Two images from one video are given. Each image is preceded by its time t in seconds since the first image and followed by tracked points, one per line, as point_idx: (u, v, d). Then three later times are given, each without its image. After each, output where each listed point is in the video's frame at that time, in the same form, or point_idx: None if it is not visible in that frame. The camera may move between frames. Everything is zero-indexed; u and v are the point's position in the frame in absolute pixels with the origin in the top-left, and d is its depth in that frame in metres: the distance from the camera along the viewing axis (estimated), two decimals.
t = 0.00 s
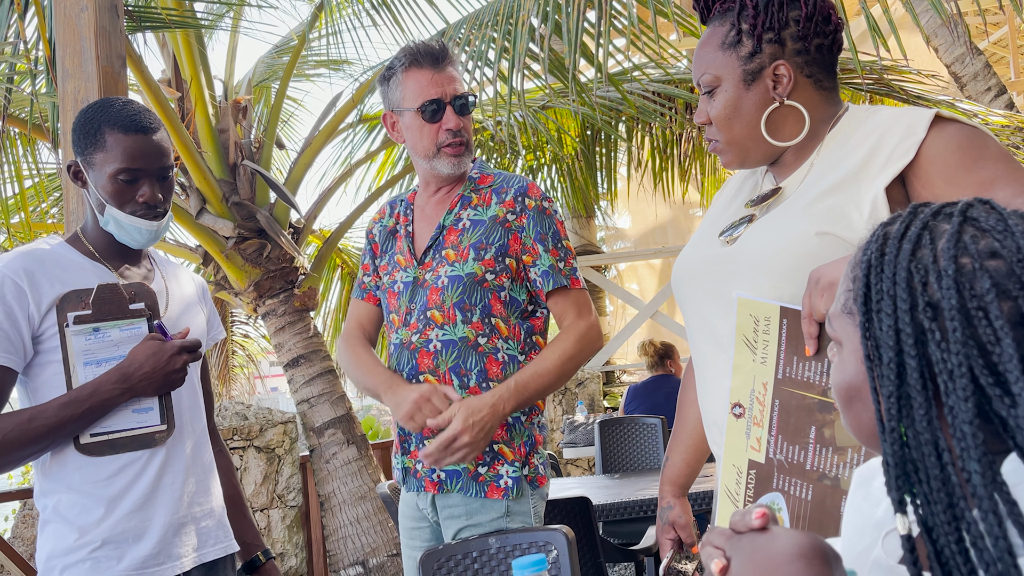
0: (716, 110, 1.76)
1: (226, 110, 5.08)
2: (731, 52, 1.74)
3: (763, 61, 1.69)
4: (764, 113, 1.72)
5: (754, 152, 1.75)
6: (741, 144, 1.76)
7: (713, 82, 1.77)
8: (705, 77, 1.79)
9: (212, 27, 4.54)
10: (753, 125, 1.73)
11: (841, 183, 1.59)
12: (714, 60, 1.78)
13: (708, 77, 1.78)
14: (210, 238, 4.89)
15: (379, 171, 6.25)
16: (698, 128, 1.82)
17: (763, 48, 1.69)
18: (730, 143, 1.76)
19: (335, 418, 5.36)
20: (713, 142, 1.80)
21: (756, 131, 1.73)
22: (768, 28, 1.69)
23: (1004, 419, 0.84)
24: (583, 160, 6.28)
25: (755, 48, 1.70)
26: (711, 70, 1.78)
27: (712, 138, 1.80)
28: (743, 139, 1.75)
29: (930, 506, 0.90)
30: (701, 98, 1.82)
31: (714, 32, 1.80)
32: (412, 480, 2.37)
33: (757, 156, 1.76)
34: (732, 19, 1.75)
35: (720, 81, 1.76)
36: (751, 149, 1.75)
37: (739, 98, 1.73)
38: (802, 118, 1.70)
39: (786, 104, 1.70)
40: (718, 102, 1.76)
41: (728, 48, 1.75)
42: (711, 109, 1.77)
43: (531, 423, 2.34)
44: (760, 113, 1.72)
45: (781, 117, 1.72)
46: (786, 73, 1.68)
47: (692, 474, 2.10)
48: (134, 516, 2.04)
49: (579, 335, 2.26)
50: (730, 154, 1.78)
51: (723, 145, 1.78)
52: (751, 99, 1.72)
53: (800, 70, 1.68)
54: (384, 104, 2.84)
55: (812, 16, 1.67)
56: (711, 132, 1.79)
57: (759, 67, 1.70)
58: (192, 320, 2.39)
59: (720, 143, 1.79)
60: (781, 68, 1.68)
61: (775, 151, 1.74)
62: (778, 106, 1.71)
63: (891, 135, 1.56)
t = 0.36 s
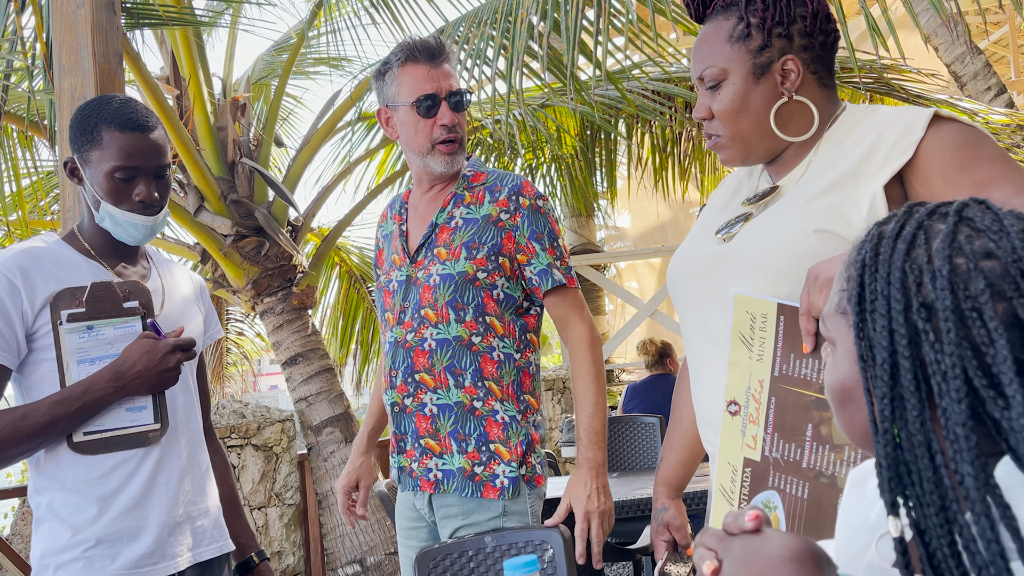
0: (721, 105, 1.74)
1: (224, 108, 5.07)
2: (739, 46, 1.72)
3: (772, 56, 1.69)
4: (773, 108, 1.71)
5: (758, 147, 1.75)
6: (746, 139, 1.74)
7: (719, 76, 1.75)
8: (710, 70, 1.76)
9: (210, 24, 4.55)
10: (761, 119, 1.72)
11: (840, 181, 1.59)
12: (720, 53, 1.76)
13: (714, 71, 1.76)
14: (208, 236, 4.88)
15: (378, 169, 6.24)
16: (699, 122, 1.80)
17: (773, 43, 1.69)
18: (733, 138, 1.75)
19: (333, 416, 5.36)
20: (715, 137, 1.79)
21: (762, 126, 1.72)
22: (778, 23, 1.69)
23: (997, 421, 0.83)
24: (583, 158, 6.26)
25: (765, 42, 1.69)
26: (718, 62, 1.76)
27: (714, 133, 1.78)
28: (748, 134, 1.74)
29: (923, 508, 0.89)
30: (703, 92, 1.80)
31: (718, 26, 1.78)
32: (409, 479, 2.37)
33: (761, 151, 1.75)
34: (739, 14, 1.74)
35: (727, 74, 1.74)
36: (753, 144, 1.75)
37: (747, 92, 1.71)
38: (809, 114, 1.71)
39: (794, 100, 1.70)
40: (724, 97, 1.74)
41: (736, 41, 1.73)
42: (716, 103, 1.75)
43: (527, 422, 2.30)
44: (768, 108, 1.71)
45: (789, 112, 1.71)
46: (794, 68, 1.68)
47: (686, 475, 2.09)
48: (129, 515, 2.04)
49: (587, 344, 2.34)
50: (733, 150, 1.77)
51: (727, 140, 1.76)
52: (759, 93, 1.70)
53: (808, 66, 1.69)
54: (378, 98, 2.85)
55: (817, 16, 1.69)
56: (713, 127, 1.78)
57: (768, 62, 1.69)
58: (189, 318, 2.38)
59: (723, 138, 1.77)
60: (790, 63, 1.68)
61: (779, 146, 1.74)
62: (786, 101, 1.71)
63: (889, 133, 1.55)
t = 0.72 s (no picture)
0: (750, 99, 1.75)
1: (227, 109, 5.08)
2: (770, 40, 1.74)
3: (802, 52, 1.72)
4: (801, 105, 1.74)
5: (782, 143, 1.76)
6: (770, 134, 1.76)
7: (748, 69, 1.76)
8: (739, 63, 1.77)
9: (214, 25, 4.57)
10: (788, 115, 1.74)
11: (852, 184, 1.61)
12: (749, 46, 1.77)
13: (743, 64, 1.77)
14: (209, 237, 4.89)
15: (379, 172, 6.26)
16: (722, 116, 1.80)
17: (803, 39, 1.72)
18: (759, 132, 1.76)
19: (333, 418, 5.36)
20: (738, 131, 1.79)
21: (787, 121, 1.75)
22: (808, 21, 1.72)
23: (1000, 428, 0.84)
24: (583, 163, 6.27)
25: (796, 38, 1.72)
26: (747, 55, 1.76)
27: (739, 127, 1.79)
28: (773, 129, 1.75)
29: (926, 513, 0.90)
30: (727, 85, 1.80)
31: (744, 21, 1.80)
32: (405, 482, 2.38)
33: (782, 148, 1.77)
34: (769, 10, 1.75)
35: (756, 67, 1.75)
36: (778, 139, 1.76)
37: (778, 86, 1.73)
38: (831, 116, 1.75)
39: (819, 99, 1.75)
40: (753, 90, 1.75)
41: (767, 35, 1.74)
42: (744, 96, 1.76)
43: (525, 426, 2.31)
44: (797, 104, 1.74)
45: (814, 111, 1.75)
46: (822, 67, 1.73)
47: (674, 477, 2.10)
48: (131, 514, 2.04)
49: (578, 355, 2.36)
50: (756, 145, 1.78)
51: (751, 134, 1.77)
52: (789, 88, 1.73)
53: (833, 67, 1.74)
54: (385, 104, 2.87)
55: (840, 20, 1.75)
56: (738, 121, 1.78)
57: (798, 58, 1.72)
58: (194, 320, 2.39)
59: (747, 132, 1.78)
60: (817, 61, 1.72)
61: (799, 144, 1.77)
62: (813, 98, 1.74)
63: (904, 141, 1.58)
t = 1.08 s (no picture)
0: (755, 118, 1.76)
1: (230, 118, 5.10)
2: (775, 61, 1.76)
3: (806, 73, 1.75)
4: (806, 125, 1.76)
5: (786, 164, 1.78)
6: (775, 154, 1.77)
7: (752, 89, 1.76)
8: (742, 83, 1.78)
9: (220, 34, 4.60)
10: (793, 136, 1.76)
11: (860, 205, 1.64)
12: (753, 66, 1.78)
13: (747, 84, 1.77)
14: (210, 245, 4.89)
15: (381, 182, 6.27)
16: (725, 136, 1.80)
17: (807, 60, 1.75)
18: (764, 152, 1.76)
19: (329, 428, 5.34)
20: (742, 151, 1.79)
21: (792, 141, 1.76)
22: (810, 41, 1.75)
23: (999, 448, 0.85)
24: (585, 178, 6.29)
25: (800, 60, 1.74)
26: (751, 75, 1.77)
27: (743, 147, 1.78)
28: (778, 149, 1.76)
29: (925, 532, 0.91)
30: (730, 105, 1.81)
31: (745, 42, 1.81)
32: (401, 491, 2.37)
33: (787, 168, 1.78)
34: (771, 31, 1.77)
35: (761, 87, 1.76)
36: (782, 159, 1.77)
37: (783, 106, 1.74)
38: (834, 137, 1.78)
39: (822, 120, 1.77)
40: (758, 110, 1.76)
41: (772, 56, 1.76)
42: (748, 116, 1.77)
43: (520, 437, 2.31)
44: (802, 125, 1.76)
45: (817, 131, 1.77)
46: (825, 88, 1.76)
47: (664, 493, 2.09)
48: (126, 518, 2.03)
49: (573, 366, 2.36)
50: (761, 164, 1.78)
51: (756, 154, 1.77)
52: (794, 109, 1.75)
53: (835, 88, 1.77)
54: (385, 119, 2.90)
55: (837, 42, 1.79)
56: (743, 140, 1.78)
57: (802, 78, 1.75)
58: (194, 325, 2.38)
59: (751, 152, 1.78)
60: (820, 82, 1.75)
61: (801, 165, 1.78)
62: (816, 119, 1.77)
63: (908, 162, 1.62)
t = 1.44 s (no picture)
0: (749, 132, 1.75)
1: (226, 125, 5.09)
2: (766, 74, 1.76)
3: (797, 85, 1.77)
4: (800, 137, 1.77)
5: (781, 176, 1.78)
6: (771, 167, 1.77)
7: (745, 103, 1.76)
8: (735, 97, 1.77)
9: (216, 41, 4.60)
10: (788, 148, 1.77)
11: (854, 220, 1.65)
12: (745, 80, 1.77)
13: (739, 97, 1.77)
14: (203, 251, 4.87)
15: (377, 191, 6.27)
16: (720, 150, 1.79)
17: (797, 73, 1.77)
18: (759, 165, 1.77)
19: (321, 437, 5.31)
20: (737, 165, 1.79)
21: (787, 153, 1.77)
22: (798, 53, 1.77)
23: (997, 456, 0.84)
24: (581, 188, 6.28)
25: (790, 72, 1.76)
26: (743, 89, 1.77)
27: (738, 161, 1.78)
28: (774, 162, 1.77)
29: (920, 539, 0.90)
30: (722, 120, 1.80)
31: (733, 56, 1.81)
32: (385, 497, 2.36)
33: (782, 180, 1.79)
34: (761, 44, 1.78)
35: (753, 100, 1.76)
36: (778, 170, 1.78)
37: (776, 118, 1.75)
38: (825, 146, 1.80)
39: (814, 131, 1.79)
40: (752, 124, 1.75)
41: (763, 69, 1.76)
42: (742, 129, 1.76)
43: (506, 444, 2.30)
44: (796, 137, 1.77)
45: (810, 142, 1.79)
46: (816, 98, 1.78)
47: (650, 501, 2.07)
48: (111, 527, 2.01)
49: (547, 361, 2.21)
50: (757, 178, 1.78)
51: (752, 167, 1.77)
52: (787, 120, 1.76)
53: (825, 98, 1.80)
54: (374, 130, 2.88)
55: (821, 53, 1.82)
56: (738, 154, 1.77)
57: (794, 90, 1.76)
58: (185, 334, 2.36)
59: (747, 166, 1.78)
60: (811, 93, 1.78)
61: (797, 175, 1.79)
62: (808, 130, 1.78)
63: (900, 174, 1.64)
